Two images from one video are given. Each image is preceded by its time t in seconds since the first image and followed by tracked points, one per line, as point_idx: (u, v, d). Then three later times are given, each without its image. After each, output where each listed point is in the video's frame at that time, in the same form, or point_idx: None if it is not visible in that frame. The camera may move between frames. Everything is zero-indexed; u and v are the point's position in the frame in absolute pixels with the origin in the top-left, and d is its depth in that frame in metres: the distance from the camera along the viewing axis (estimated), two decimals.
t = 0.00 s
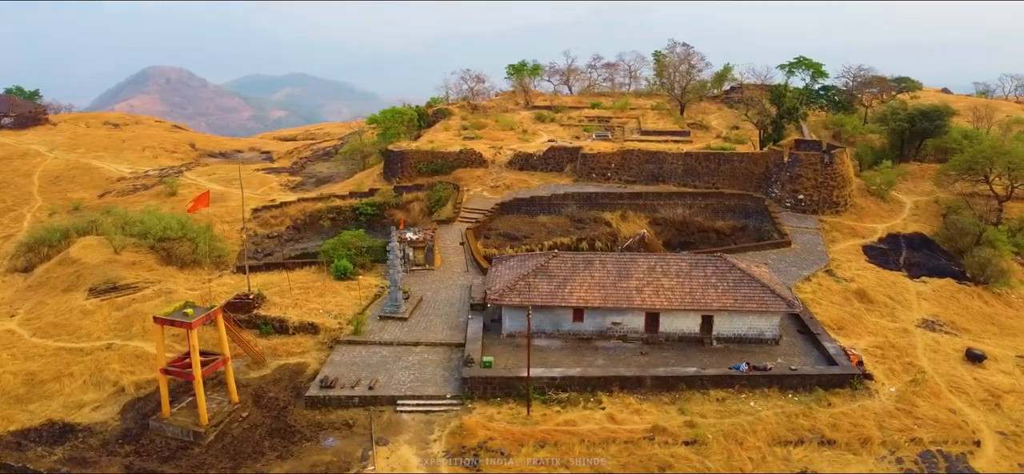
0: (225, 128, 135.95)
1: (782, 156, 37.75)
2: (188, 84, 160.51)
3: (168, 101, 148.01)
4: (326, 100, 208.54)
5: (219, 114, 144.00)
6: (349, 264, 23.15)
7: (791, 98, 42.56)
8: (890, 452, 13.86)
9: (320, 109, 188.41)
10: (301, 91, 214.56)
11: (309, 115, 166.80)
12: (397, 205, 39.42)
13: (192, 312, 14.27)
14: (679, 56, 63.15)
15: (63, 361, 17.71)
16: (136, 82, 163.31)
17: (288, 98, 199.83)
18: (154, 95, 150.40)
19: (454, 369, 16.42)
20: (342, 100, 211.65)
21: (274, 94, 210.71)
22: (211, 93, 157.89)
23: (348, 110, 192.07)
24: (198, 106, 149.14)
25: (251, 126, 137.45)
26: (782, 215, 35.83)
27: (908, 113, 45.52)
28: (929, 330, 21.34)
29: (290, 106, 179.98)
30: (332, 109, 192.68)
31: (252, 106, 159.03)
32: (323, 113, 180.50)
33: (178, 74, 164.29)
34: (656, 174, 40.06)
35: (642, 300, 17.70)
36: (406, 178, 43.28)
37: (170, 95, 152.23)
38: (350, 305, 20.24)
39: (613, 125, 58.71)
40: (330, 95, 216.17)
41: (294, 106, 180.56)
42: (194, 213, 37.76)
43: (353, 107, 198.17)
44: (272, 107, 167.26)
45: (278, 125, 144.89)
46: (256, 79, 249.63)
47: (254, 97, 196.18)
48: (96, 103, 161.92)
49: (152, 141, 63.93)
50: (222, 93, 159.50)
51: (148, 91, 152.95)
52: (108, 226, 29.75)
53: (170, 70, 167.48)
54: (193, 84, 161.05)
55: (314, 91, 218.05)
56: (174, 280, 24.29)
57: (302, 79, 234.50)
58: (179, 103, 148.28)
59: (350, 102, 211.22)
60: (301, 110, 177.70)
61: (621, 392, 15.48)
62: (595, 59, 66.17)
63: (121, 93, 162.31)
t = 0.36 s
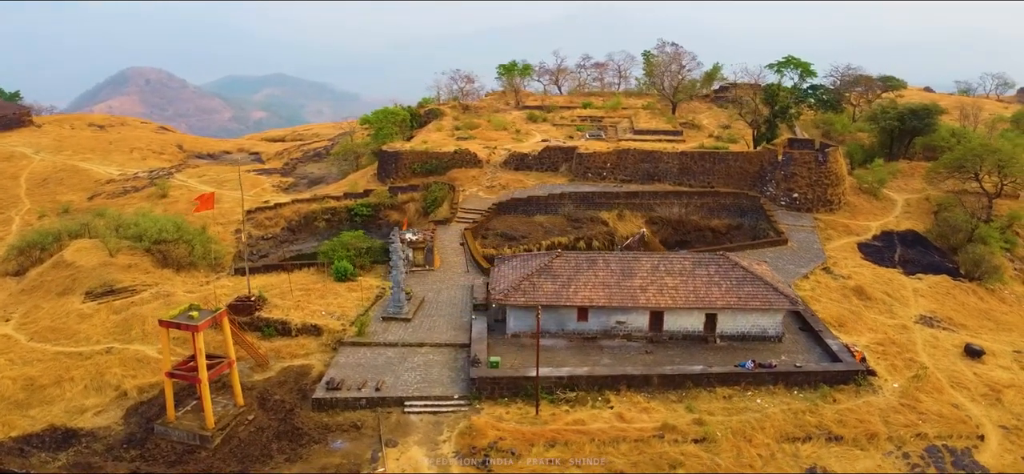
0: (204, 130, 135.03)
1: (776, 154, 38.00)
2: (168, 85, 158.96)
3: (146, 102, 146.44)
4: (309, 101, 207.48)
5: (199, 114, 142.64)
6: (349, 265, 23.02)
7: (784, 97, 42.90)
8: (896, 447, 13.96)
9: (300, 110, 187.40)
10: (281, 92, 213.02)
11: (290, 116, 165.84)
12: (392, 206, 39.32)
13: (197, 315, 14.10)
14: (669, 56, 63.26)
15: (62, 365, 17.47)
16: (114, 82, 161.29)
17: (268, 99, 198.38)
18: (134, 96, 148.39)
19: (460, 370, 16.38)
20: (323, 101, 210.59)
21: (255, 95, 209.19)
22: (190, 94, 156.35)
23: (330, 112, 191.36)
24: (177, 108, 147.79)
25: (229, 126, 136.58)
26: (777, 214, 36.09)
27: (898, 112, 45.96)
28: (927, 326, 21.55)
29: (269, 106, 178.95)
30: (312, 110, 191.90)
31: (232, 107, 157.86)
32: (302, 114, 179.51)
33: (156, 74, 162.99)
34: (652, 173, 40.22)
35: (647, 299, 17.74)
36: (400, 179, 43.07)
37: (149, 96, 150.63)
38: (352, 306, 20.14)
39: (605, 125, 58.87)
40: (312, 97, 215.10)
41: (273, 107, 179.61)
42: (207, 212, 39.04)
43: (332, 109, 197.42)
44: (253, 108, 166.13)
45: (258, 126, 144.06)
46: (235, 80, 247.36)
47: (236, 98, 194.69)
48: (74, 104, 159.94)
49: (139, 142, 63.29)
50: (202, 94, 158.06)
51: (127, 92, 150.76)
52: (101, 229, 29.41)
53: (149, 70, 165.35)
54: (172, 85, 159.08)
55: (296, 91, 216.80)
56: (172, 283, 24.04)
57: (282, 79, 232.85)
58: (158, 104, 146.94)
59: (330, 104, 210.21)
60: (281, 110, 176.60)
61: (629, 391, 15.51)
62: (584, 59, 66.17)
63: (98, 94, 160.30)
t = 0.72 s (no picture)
0: (184, 131, 133.64)
1: (770, 153, 38.30)
2: (147, 86, 157.27)
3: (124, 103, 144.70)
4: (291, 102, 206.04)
5: (179, 116, 140.98)
6: (349, 266, 22.90)
7: (778, 96, 43.11)
8: (902, 442, 14.09)
9: (280, 111, 185.99)
10: (263, 93, 211.31)
11: (270, 117, 164.48)
12: (386, 207, 39.18)
13: (203, 318, 13.97)
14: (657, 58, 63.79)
15: (62, 370, 17.22)
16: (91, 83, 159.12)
17: (248, 100, 196.59)
18: (111, 96, 145.90)
19: (466, 370, 16.35)
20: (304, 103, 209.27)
21: (236, 96, 207.25)
22: (170, 96, 154.42)
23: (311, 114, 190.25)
24: (157, 110, 145.95)
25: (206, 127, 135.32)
26: (772, 212, 36.39)
27: (887, 110, 46.37)
28: (925, 322, 21.79)
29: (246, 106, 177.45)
30: (291, 111, 190.73)
31: (214, 109, 156.43)
32: (283, 116, 178.43)
33: (135, 75, 161.09)
34: (647, 172, 40.39)
35: (651, 297, 17.79)
36: (394, 179, 42.90)
37: (128, 97, 148.85)
38: (355, 308, 20.05)
39: (597, 125, 59.06)
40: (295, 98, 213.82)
41: (248, 107, 178.16)
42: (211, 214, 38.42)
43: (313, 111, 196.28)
44: (233, 110, 164.62)
45: (238, 128, 142.84)
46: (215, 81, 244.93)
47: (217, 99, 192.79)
48: (50, 105, 157.76)
49: (126, 144, 62.65)
50: (182, 95, 156.21)
51: (104, 92, 148.18)
52: (94, 231, 29.04)
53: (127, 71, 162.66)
54: (150, 86, 156.84)
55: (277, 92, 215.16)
56: (169, 286, 23.75)
57: (263, 80, 231.05)
58: (137, 105, 145.31)
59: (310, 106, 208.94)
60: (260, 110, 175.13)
61: (636, 389, 15.54)
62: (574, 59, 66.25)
63: (76, 95, 158.18)
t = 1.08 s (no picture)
0: (165, 132, 132.12)
1: (764, 151, 38.68)
2: (127, 88, 155.43)
3: (103, 105, 142.82)
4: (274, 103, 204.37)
5: (159, 116, 139.12)
6: (349, 267, 22.77)
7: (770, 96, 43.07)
8: (907, 437, 14.20)
9: (262, 111, 184.47)
10: (246, 94, 209.49)
11: (252, 118, 162.99)
12: (381, 207, 39.00)
13: (209, 321, 13.83)
14: (646, 60, 64.18)
15: (62, 375, 16.98)
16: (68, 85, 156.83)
17: (229, 101, 194.63)
18: (90, 98, 143.51)
19: (473, 371, 16.32)
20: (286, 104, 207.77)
21: (218, 96, 205.12)
22: (150, 96, 152.57)
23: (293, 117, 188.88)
24: (136, 111, 143.88)
25: (184, 126, 133.62)
26: (767, 210, 36.69)
27: (878, 109, 46.77)
28: (923, 318, 22.03)
29: (227, 106, 175.75)
30: (272, 112, 189.22)
31: (196, 110, 154.84)
32: (264, 117, 176.76)
33: (114, 76, 159.01)
34: (642, 172, 40.55)
35: (655, 296, 17.85)
36: (389, 180, 42.73)
37: (107, 99, 146.99)
38: (357, 309, 19.95)
39: (590, 124, 59.18)
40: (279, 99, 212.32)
41: (227, 107, 176.36)
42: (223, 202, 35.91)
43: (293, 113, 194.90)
44: (213, 110, 162.85)
45: (217, 127, 141.24)
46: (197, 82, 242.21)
47: (200, 100, 190.95)
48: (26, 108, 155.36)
49: (113, 146, 61.97)
50: (161, 96, 154.15)
51: (82, 94, 146.19)
52: (88, 234, 28.68)
53: (105, 73, 159.89)
54: (129, 88, 154.39)
55: (259, 94, 213.41)
56: (167, 288, 23.46)
57: (245, 81, 229.10)
58: (116, 107, 143.56)
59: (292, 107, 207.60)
60: (241, 111, 173.54)
61: (643, 388, 15.58)
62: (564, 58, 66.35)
63: (53, 96, 155.75)
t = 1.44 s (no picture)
0: (146, 132, 130.56)
1: (758, 150, 38.87)
2: (106, 89, 153.42)
3: (82, 106, 140.81)
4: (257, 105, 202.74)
5: (139, 117, 137.32)
6: (350, 269, 22.63)
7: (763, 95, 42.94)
8: (913, 432, 14.32)
9: (244, 112, 182.96)
10: (229, 95, 207.62)
11: (236, 120, 161.70)
12: (376, 208, 38.88)
13: (215, 324, 13.71)
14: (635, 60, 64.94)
15: (62, 380, 16.75)
16: (46, 86, 154.55)
17: (209, 103, 192.35)
18: (67, 100, 141.31)
19: (479, 371, 16.29)
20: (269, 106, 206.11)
21: (199, 97, 202.84)
22: (129, 97, 150.55)
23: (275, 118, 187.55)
24: (115, 112, 142.03)
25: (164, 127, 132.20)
26: (762, 209, 36.97)
27: (868, 107, 47.20)
28: (920, 314, 22.27)
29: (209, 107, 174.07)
30: (253, 113, 187.57)
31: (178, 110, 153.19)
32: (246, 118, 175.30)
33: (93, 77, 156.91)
34: (637, 171, 40.73)
35: (659, 295, 17.92)
36: (383, 181, 42.56)
37: (86, 100, 144.97)
38: (360, 310, 19.87)
39: (582, 124, 59.31)
40: (264, 100, 210.78)
41: (208, 108, 174.72)
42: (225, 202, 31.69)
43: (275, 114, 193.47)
44: (195, 110, 161.10)
45: (198, 128, 139.83)
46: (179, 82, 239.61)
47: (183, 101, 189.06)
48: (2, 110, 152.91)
49: (100, 148, 61.30)
50: (142, 97, 152.28)
51: (60, 95, 144.12)
52: (81, 237, 28.34)
53: (81, 74, 157.22)
54: (107, 88, 152.07)
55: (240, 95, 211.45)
56: (165, 291, 23.20)
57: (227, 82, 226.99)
58: (95, 109, 141.67)
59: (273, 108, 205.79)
60: (223, 112, 171.91)
61: (649, 386, 15.62)
62: (552, 58, 66.53)
63: (30, 98, 153.39)
